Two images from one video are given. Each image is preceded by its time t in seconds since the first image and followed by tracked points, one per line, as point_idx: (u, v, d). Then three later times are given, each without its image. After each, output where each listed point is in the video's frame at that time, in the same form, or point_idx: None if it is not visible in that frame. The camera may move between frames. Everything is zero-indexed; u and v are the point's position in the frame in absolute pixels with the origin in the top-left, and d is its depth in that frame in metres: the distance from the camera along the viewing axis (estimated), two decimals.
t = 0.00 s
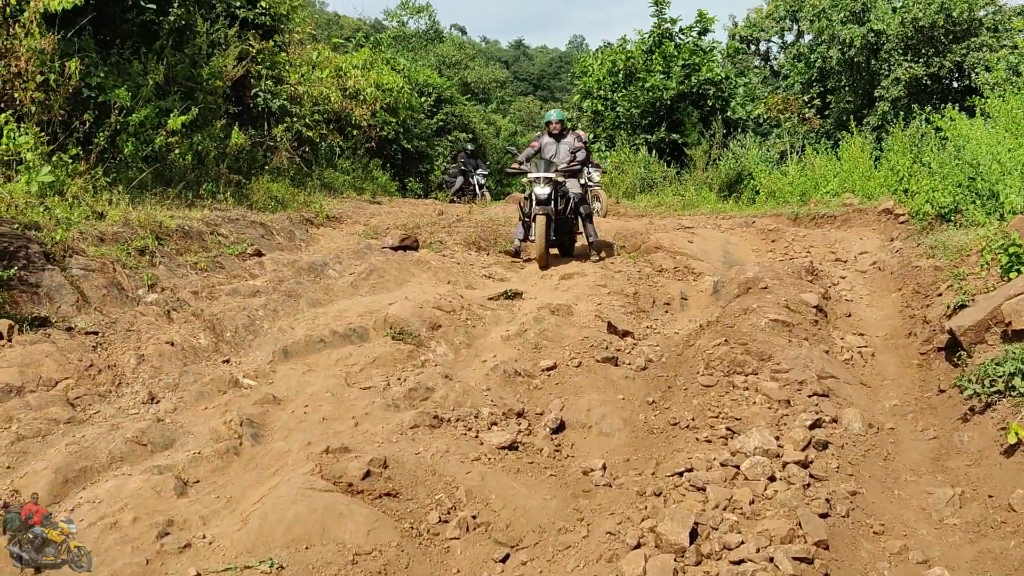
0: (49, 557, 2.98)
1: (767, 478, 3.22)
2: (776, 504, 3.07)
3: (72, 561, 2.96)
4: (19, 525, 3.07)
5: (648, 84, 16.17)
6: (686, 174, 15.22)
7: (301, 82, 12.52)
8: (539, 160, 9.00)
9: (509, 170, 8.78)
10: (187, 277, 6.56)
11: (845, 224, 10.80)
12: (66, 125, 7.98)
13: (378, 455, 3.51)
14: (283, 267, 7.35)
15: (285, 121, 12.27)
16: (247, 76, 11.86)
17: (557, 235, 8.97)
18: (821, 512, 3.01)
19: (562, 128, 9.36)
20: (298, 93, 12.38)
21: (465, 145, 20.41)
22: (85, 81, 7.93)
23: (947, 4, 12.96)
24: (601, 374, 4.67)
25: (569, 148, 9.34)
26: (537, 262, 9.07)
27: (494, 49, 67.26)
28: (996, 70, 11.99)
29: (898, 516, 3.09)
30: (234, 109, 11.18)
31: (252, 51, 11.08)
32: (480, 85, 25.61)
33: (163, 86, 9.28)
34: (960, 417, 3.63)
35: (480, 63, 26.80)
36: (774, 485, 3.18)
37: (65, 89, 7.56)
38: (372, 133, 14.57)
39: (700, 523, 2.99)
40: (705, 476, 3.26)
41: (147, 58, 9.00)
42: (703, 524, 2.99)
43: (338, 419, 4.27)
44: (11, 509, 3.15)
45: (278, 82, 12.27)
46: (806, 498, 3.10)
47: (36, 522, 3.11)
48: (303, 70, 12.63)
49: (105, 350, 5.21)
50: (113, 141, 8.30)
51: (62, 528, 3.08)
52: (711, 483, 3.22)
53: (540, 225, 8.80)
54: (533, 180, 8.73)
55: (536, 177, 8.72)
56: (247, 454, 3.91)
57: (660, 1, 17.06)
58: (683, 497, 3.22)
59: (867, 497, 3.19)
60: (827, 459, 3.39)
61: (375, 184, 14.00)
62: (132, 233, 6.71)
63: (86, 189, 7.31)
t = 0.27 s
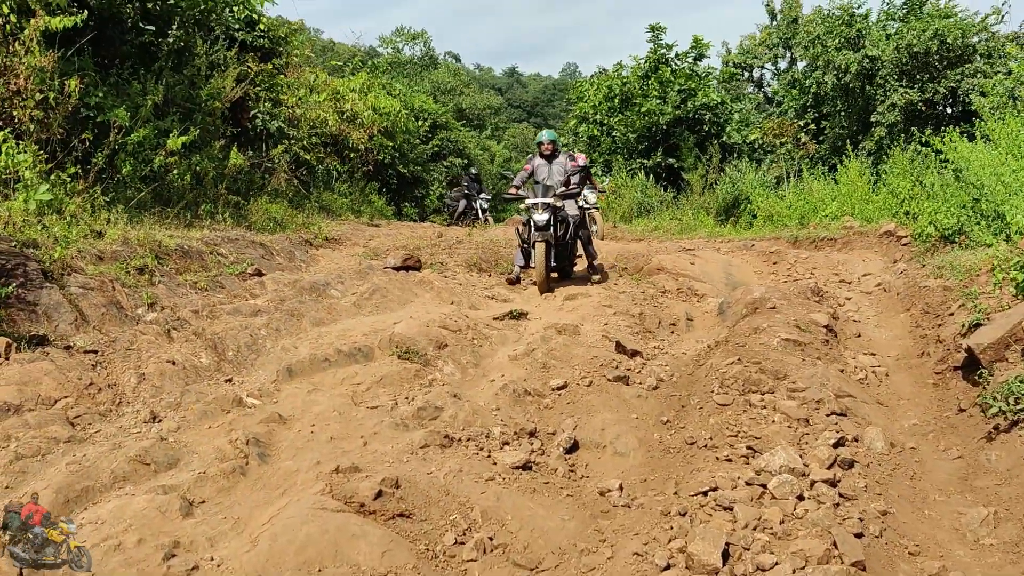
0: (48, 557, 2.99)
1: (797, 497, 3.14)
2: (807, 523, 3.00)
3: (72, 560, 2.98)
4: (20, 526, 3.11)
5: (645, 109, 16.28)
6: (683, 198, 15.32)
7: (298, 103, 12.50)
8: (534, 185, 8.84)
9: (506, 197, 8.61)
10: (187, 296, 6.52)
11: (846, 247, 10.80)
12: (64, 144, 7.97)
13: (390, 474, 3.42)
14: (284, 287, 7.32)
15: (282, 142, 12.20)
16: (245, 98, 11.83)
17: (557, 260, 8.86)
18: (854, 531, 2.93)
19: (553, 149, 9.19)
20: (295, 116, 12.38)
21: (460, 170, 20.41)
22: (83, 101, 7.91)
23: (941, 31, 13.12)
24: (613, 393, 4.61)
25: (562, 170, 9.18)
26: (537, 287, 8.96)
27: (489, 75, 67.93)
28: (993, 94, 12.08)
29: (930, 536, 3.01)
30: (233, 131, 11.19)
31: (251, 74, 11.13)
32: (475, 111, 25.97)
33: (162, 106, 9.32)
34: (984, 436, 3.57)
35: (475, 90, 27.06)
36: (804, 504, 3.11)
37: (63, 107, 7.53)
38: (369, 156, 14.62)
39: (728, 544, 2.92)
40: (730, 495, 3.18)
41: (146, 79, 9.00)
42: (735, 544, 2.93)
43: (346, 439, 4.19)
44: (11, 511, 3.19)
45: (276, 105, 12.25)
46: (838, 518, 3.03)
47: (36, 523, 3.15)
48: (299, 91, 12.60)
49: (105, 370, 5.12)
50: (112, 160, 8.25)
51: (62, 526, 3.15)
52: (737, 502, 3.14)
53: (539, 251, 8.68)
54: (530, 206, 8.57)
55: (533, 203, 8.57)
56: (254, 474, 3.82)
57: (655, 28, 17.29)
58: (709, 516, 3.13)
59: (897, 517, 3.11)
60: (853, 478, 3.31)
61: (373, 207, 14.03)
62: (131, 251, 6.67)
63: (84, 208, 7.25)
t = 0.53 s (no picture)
0: (49, 557, 3.32)
1: (837, 535, 3.07)
2: (851, 564, 2.92)
3: (72, 560, 3.33)
4: (20, 526, 3.44)
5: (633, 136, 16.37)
6: (673, 223, 15.38)
7: (289, 135, 12.59)
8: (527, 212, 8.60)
9: (499, 225, 8.34)
10: (183, 332, 6.41)
11: (841, 269, 10.79)
12: (55, 179, 7.87)
13: (404, 519, 3.30)
14: (281, 321, 7.23)
15: (274, 174, 12.09)
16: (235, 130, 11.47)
17: (555, 288, 8.62)
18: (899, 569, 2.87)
19: (542, 173, 8.97)
20: (285, 147, 12.33)
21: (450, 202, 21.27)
22: (72, 135, 7.82)
23: (925, 54, 13.32)
24: (627, 427, 4.54)
25: (552, 195, 8.97)
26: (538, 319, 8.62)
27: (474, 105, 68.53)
28: (980, 115, 12.20)
29: (974, 573, 2.91)
30: (224, 163, 11.13)
31: (240, 106, 11.07)
32: (461, 141, 26.24)
33: (152, 139, 9.14)
34: (1014, 465, 3.51)
35: (460, 119, 27.30)
36: (845, 543, 3.04)
37: (53, 142, 7.47)
38: (359, 187, 14.62)
39: None
40: (767, 535, 3.10)
41: (135, 112, 8.92)
42: None
43: (355, 480, 4.07)
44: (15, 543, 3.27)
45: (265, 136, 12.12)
46: (883, 558, 2.95)
47: (35, 523, 3.47)
48: (289, 122, 12.71)
49: (101, 411, 4.93)
50: (102, 195, 8.13)
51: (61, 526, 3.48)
52: (775, 542, 3.06)
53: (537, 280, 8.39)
54: (525, 235, 8.32)
55: (528, 231, 8.31)
56: (262, 520, 3.70)
57: (640, 55, 17.52)
58: (745, 558, 3.04)
59: (940, 553, 3.01)
60: (888, 513, 3.25)
61: (364, 237, 13.97)
62: (125, 287, 6.57)
63: (75, 244, 7.13)
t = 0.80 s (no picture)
0: (49, 557, 3.49)
1: (850, 561, 3.03)
2: None
3: (72, 560, 3.50)
4: (20, 526, 3.60)
5: (613, 151, 16.50)
6: (655, 238, 15.45)
7: (269, 153, 12.50)
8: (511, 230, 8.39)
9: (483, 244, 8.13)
10: (166, 356, 6.27)
11: (825, 282, 10.83)
12: (31, 202, 7.70)
13: (403, 550, 3.24)
14: (266, 343, 7.11)
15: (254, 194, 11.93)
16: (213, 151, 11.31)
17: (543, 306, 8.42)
18: None
19: (526, 191, 8.84)
20: (264, 165, 12.21)
21: (429, 217, 21.80)
22: (50, 156, 7.67)
23: (900, 68, 13.48)
24: (624, 448, 4.50)
25: (537, 212, 8.80)
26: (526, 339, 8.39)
27: (451, 122, 68.70)
28: (955, 129, 12.38)
29: None
30: (203, 183, 11.00)
31: (219, 123, 10.98)
32: (439, 157, 26.30)
33: (130, 160, 8.95)
34: (1019, 482, 3.46)
35: (438, 136, 27.35)
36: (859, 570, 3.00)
37: (30, 164, 7.33)
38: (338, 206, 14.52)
39: None
40: (779, 562, 3.07)
41: (113, 132, 8.77)
42: None
43: (349, 509, 3.98)
44: None
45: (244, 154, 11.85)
46: None
47: (35, 523, 3.64)
48: (269, 141, 12.55)
49: (83, 441, 4.75)
50: (80, 218, 7.97)
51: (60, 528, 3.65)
52: (788, 569, 3.03)
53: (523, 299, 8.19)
54: (511, 253, 8.11)
55: (513, 249, 8.10)
56: (254, 554, 3.62)
57: (618, 71, 17.63)
58: None
59: None
60: (898, 536, 3.22)
61: (345, 256, 13.86)
62: (105, 311, 6.43)
63: (53, 268, 6.98)
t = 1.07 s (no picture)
0: (49, 557, 3.46)
1: (860, 570, 2.98)
2: None
3: (72, 560, 3.45)
4: (20, 526, 3.57)
5: (601, 159, 16.50)
6: (643, 245, 15.45)
7: (256, 158, 12.40)
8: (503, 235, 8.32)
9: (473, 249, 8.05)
10: (153, 362, 6.15)
11: (815, 290, 10.83)
12: (15, 204, 7.57)
13: (399, 560, 3.19)
14: (254, 349, 7.01)
15: (241, 199, 11.79)
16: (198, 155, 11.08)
17: (533, 313, 8.32)
18: None
19: (520, 196, 8.80)
20: (251, 170, 12.09)
21: (415, 225, 21.84)
22: (34, 159, 7.54)
23: (886, 77, 13.58)
24: (622, 455, 4.45)
25: (530, 218, 8.73)
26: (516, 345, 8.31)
27: (437, 129, 68.68)
28: (942, 137, 12.48)
29: None
30: (190, 186, 10.87)
31: (206, 129, 10.86)
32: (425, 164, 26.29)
33: (116, 163, 8.81)
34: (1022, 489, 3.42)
35: (424, 144, 27.33)
36: None
37: (14, 166, 7.22)
38: (325, 211, 14.41)
39: None
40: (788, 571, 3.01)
41: (98, 135, 8.65)
42: None
43: (343, 518, 3.90)
44: None
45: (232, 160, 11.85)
46: None
47: (35, 523, 3.60)
48: (256, 146, 12.50)
49: (68, 447, 4.65)
50: (65, 221, 7.84)
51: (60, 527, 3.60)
52: None
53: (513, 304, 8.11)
54: (501, 258, 8.02)
55: (503, 254, 8.01)
56: (246, 564, 3.55)
57: (606, 78, 17.67)
58: None
59: None
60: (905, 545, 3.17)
61: (332, 261, 13.75)
62: (90, 316, 6.31)
63: (37, 272, 6.85)
